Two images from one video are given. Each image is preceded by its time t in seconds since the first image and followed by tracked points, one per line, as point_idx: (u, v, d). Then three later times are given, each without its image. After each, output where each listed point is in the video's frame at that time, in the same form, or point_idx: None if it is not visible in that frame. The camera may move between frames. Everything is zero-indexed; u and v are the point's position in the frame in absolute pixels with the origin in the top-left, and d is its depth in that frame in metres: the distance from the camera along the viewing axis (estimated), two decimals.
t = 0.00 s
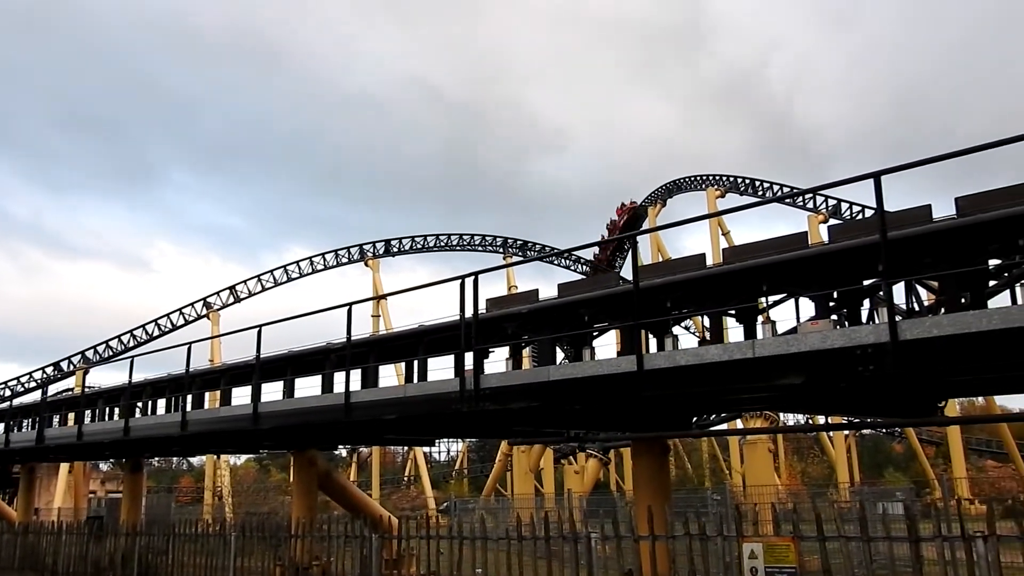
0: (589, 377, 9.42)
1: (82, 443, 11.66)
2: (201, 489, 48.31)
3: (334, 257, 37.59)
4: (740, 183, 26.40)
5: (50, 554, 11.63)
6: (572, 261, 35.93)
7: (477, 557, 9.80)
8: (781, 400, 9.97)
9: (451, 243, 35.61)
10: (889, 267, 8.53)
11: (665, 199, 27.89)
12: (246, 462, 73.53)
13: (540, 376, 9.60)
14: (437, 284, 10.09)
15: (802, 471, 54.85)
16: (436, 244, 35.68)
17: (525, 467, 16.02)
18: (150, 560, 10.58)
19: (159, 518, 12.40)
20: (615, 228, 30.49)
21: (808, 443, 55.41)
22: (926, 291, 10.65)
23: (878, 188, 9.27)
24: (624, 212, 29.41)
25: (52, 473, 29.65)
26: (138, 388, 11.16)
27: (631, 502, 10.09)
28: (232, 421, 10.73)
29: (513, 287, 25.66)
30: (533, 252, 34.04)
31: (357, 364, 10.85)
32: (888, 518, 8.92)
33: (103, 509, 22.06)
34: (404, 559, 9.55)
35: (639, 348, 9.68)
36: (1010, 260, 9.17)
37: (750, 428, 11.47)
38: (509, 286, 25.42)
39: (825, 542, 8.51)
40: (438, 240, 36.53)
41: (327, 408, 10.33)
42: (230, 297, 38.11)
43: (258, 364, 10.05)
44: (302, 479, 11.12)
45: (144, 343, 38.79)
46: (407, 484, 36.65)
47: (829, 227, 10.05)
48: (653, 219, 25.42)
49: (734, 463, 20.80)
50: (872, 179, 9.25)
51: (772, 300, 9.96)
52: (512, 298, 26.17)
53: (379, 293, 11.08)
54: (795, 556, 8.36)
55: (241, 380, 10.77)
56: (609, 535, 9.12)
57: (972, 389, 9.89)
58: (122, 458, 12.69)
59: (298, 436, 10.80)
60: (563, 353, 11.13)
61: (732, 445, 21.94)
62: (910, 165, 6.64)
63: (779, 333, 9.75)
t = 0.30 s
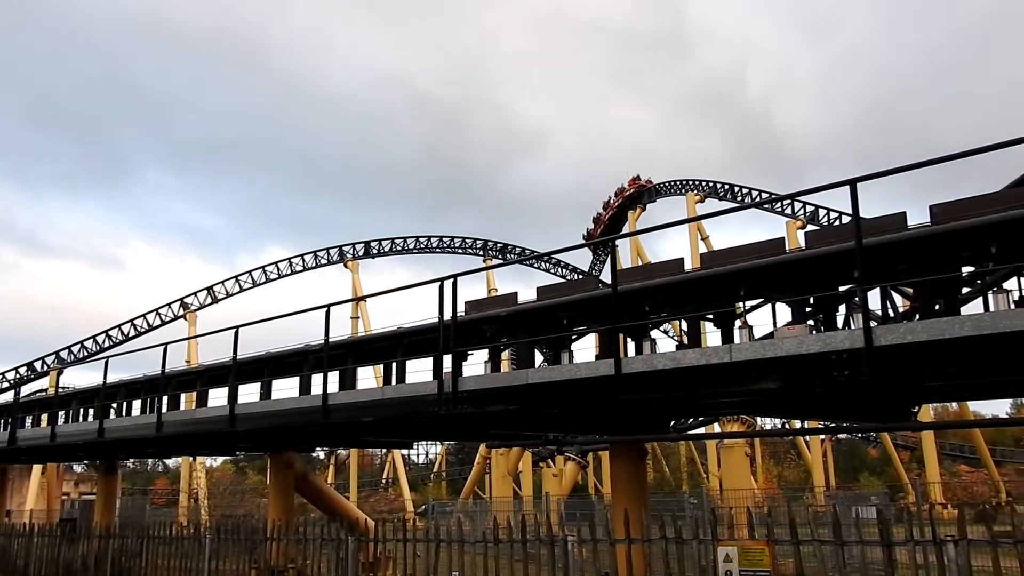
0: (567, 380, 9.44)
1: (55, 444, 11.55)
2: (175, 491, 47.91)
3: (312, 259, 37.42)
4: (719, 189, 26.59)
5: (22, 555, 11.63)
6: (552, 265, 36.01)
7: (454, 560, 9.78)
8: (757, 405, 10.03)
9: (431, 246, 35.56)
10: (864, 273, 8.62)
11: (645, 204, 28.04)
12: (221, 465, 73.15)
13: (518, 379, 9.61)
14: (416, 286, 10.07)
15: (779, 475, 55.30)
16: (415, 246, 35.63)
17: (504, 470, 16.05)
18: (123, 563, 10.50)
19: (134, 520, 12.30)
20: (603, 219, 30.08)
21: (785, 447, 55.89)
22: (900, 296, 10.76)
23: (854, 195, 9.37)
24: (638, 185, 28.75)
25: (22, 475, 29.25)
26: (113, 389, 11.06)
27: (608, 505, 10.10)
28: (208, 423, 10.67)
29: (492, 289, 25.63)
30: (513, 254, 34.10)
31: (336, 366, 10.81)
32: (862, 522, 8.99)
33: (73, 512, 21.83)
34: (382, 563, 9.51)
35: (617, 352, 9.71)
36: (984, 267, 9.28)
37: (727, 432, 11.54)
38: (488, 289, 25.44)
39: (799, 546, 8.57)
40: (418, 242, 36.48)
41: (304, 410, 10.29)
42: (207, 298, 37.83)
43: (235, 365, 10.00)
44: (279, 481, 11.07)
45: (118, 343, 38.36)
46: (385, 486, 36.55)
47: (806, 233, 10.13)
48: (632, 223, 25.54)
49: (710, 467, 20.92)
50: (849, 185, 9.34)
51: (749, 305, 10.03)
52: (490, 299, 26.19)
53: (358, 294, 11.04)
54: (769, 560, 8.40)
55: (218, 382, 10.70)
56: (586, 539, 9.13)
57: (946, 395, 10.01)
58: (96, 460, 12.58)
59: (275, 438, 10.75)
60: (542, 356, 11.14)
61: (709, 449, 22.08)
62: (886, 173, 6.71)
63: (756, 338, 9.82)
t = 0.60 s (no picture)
0: (532, 388, 9.46)
1: (9, 451, 11.33)
2: (133, 498, 47.08)
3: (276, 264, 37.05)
4: (685, 197, 26.86)
5: None
6: (518, 272, 36.08)
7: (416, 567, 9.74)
8: (719, 412, 10.14)
9: (398, 252, 35.43)
10: (824, 283, 8.75)
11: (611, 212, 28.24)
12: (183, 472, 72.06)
13: (483, 386, 9.61)
14: (380, 292, 10.03)
15: (742, 481, 55.90)
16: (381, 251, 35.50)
17: (468, 477, 16.03)
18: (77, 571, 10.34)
19: (91, 528, 12.12)
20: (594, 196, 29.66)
21: (748, 454, 56.52)
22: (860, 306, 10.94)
23: (815, 205, 9.51)
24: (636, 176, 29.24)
25: None
26: (70, 395, 10.88)
27: (572, 512, 10.12)
28: (168, 429, 10.53)
29: (458, 296, 25.61)
30: (479, 261, 34.11)
31: (299, 372, 10.72)
32: (820, 529, 9.11)
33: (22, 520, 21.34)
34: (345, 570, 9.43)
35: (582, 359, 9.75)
36: (940, 278, 9.48)
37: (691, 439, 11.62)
38: (454, 295, 25.42)
39: (758, 552, 8.65)
40: (384, 247, 36.33)
41: (266, 416, 10.19)
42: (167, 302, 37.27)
43: (196, 371, 9.87)
44: (239, 489, 10.96)
45: (75, 348, 37.61)
46: (348, 493, 36.30)
47: (768, 243, 10.27)
48: (598, 230, 25.67)
49: (674, 473, 21.08)
50: (809, 196, 9.49)
51: (712, 314, 10.13)
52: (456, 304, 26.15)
53: (323, 300, 10.91)
54: (729, 566, 8.48)
55: (179, 388, 10.57)
56: (548, 546, 9.13)
57: (903, 403, 10.19)
58: (51, 467, 12.37)
59: (236, 445, 10.63)
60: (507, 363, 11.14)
61: (672, 456, 22.24)
62: (844, 184, 6.82)
63: (719, 346, 9.93)
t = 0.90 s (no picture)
0: (504, 391, 9.48)
1: None
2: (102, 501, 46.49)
3: (249, 265, 36.79)
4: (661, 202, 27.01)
5: None
6: (493, 275, 36.09)
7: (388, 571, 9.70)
8: (691, 416, 10.20)
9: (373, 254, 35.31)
10: (794, 288, 8.85)
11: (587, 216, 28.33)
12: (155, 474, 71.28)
13: (456, 389, 9.60)
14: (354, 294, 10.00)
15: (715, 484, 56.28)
16: (356, 253, 35.37)
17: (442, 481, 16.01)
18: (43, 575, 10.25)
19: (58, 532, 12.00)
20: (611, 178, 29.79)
21: (721, 457, 56.92)
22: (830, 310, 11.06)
23: (786, 211, 9.62)
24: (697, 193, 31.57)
25: None
26: (37, 397, 10.75)
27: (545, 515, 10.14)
28: (137, 431, 10.43)
29: (432, 298, 25.58)
30: (455, 263, 34.08)
31: (271, 374, 10.66)
32: (790, 531, 9.19)
33: None
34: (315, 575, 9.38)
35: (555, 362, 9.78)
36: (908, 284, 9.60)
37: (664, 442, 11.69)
38: (429, 298, 25.36)
39: (727, 555, 8.71)
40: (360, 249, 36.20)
41: (237, 419, 10.12)
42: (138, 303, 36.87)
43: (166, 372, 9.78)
44: (209, 492, 10.88)
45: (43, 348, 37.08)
46: (321, 496, 36.09)
47: (740, 248, 10.36)
48: (574, 234, 25.74)
49: (647, 477, 21.18)
50: (780, 203, 9.59)
51: (685, 318, 10.20)
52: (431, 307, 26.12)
53: (296, 303, 10.82)
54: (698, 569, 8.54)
55: (149, 390, 10.47)
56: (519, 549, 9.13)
57: (871, 407, 10.31)
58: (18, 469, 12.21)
59: (207, 448, 10.54)
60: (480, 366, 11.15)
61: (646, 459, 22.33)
62: (812, 191, 6.91)
63: (691, 350, 9.99)
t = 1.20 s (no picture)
0: (480, 390, 9.48)
1: None
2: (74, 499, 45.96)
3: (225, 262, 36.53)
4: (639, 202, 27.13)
5: None
6: (471, 274, 36.09)
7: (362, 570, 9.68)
8: (666, 415, 10.26)
9: (350, 252, 35.18)
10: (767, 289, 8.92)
11: (565, 216, 28.42)
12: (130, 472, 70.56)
13: (432, 388, 9.59)
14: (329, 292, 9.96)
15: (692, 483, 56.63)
16: (333, 252, 35.25)
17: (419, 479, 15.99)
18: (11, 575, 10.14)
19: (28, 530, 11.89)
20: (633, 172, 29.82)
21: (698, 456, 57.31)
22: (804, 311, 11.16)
23: (761, 213, 9.69)
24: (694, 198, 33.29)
25: None
26: (7, 394, 10.62)
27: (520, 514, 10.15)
28: (109, 429, 10.34)
29: (410, 297, 25.55)
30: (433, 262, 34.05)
31: (245, 372, 10.60)
32: (762, 530, 9.26)
33: None
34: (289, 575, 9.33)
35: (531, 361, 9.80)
36: (880, 285, 9.71)
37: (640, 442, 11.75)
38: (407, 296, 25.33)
39: (699, 554, 8.77)
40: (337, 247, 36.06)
41: (211, 417, 10.05)
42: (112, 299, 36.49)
43: (139, 370, 9.70)
44: (182, 491, 10.80)
45: (14, 345, 36.58)
46: (297, 495, 35.91)
47: (715, 249, 10.43)
48: (552, 233, 25.80)
49: (623, 476, 21.27)
50: (756, 204, 9.66)
51: (660, 318, 10.26)
52: (408, 305, 26.07)
53: (272, 302, 10.79)
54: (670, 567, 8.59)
55: (121, 387, 10.37)
56: (492, 548, 9.14)
57: (843, 408, 10.41)
58: None
59: (180, 446, 10.46)
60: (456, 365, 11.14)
61: (622, 458, 22.42)
62: (785, 194, 6.97)
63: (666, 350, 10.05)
